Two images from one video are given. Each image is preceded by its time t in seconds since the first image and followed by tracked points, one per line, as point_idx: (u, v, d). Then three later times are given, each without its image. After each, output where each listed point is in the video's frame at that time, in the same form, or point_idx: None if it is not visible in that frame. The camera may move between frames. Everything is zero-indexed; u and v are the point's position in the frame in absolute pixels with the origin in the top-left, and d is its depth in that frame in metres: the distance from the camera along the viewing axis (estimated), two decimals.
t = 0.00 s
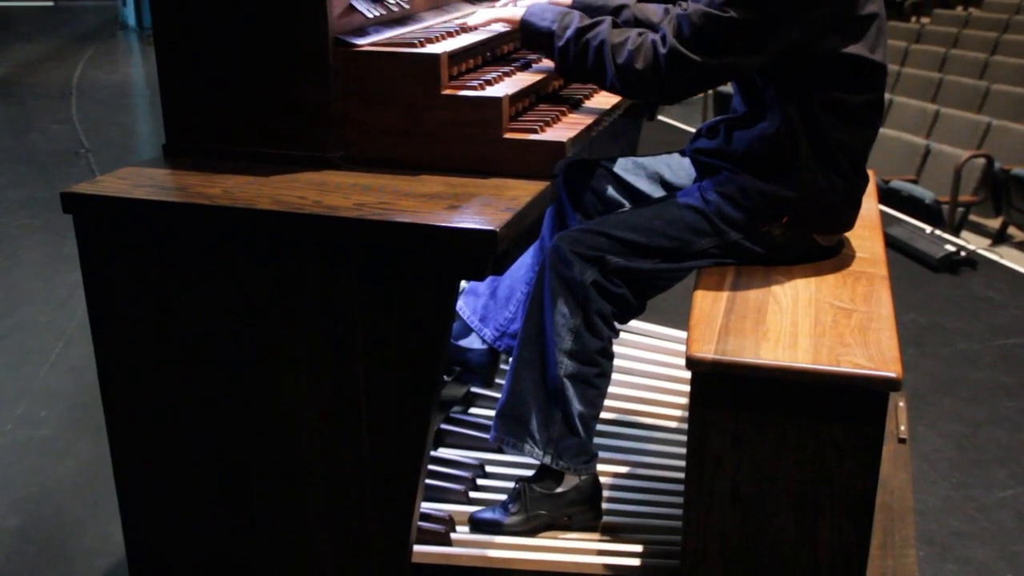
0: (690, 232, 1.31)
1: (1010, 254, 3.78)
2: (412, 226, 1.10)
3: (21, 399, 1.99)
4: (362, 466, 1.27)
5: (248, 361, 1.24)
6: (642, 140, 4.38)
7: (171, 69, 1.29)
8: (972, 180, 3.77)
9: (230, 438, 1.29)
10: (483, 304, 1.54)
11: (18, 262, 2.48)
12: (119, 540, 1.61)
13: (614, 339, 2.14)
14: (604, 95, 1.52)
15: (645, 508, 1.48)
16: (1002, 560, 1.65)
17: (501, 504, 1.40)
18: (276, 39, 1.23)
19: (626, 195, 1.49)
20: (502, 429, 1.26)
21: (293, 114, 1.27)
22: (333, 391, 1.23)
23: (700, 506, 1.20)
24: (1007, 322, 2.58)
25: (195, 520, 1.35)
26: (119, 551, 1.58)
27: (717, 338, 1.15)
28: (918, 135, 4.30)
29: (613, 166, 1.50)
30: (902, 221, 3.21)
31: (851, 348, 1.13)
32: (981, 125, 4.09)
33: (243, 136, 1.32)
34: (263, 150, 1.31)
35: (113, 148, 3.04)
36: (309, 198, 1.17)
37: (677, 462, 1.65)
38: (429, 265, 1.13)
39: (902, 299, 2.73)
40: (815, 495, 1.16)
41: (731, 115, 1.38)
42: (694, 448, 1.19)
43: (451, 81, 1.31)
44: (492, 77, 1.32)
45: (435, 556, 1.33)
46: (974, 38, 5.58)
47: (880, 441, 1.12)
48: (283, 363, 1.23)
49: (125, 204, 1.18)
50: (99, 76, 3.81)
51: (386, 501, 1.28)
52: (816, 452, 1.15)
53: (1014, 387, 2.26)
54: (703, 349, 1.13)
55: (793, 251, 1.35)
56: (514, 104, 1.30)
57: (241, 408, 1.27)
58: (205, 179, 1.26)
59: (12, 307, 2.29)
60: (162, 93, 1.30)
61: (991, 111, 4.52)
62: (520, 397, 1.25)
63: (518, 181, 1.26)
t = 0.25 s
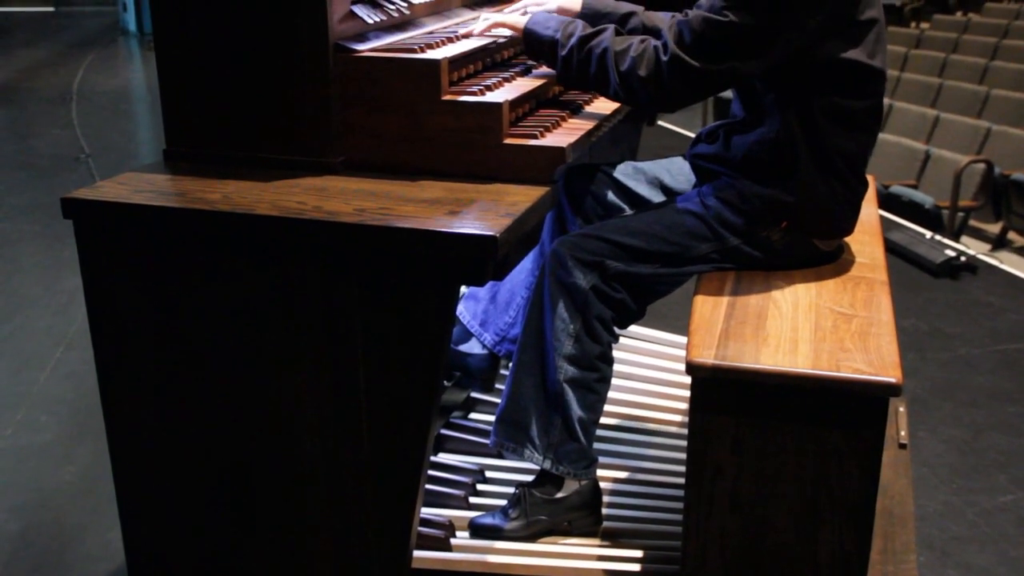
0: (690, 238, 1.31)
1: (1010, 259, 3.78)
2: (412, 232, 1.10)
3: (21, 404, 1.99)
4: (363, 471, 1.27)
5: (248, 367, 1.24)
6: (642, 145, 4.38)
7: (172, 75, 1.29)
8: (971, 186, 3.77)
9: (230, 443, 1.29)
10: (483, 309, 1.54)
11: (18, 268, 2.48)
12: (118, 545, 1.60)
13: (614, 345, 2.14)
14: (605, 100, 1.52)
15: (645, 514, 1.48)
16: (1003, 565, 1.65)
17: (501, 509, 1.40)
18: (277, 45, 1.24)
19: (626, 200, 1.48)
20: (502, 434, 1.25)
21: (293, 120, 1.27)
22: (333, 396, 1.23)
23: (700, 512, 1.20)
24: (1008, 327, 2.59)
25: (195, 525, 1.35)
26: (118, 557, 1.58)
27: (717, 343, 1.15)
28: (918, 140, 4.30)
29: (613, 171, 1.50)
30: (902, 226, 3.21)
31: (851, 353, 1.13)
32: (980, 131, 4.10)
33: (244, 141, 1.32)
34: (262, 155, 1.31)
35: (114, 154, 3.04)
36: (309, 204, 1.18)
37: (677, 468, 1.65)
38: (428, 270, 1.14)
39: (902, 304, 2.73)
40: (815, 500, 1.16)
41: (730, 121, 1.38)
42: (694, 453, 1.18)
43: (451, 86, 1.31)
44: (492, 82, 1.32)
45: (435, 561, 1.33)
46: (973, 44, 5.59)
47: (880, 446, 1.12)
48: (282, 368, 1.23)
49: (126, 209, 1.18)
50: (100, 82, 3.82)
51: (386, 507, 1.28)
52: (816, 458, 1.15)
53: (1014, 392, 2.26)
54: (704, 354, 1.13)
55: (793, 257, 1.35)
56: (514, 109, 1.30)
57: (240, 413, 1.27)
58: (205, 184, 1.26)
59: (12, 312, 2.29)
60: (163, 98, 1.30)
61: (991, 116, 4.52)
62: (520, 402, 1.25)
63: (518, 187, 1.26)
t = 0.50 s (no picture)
0: (690, 243, 1.31)
1: (1009, 264, 3.78)
2: (412, 237, 1.10)
3: (21, 409, 1.99)
4: (362, 477, 1.26)
5: (249, 371, 1.24)
6: (642, 150, 4.39)
7: (172, 80, 1.29)
8: (971, 191, 3.77)
9: (230, 448, 1.29)
10: (483, 315, 1.54)
11: (18, 273, 2.48)
12: (118, 551, 1.60)
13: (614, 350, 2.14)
14: (605, 105, 1.52)
15: (644, 519, 1.48)
16: (1003, 571, 1.65)
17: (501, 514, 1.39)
18: (277, 51, 1.24)
19: (626, 205, 1.49)
20: (502, 439, 1.25)
21: (294, 125, 1.28)
22: (333, 402, 1.23)
23: (699, 517, 1.20)
24: (1007, 332, 2.58)
25: (195, 530, 1.35)
26: (118, 562, 1.58)
27: (717, 348, 1.15)
28: (917, 145, 4.30)
29: (613, 177, 1.50)
30: (902, 231, 3.21)
31: (851, 358, 1.13)
32: (980, 136, 4.10)
33: (244, 147, 1.32)
34: (263, 161, 1.32)
35: (113, 159, 3.04)
36: (310, 209, 1.18)
37: (677, 473, 1.65)
38: (429, 275, 1.14)
39: (902, 309, 2.73)
40: (816, 506, 1.16)
41: (730, 126, 1.39)
42: (694, 459, 1.18)
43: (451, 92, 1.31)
44: (492, 88, 1.33)
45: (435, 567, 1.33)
46: (972, 49, 5.59)
47: (880, 451, 1.12)
48: (283, 374, 1.23)
49: (126, 215, 1.18)
50: (100, 87, 3.82)
51: (386, 512, 1.28)
52: (816, 463, 1.15)
53: (1014, 397, 2.26)
54: (704, 359, 1.13)
55: (793, 262, 1.35)
56: (514, 115, 1.30)
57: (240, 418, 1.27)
58: (205, 190, 1.26)
59: (12, 317, 2.29)
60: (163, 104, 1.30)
61: (990, 121, 4.53)
62: (520, 407, 1.25)
63: (519, 192, 1.26)
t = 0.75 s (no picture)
0: (689, 249, 1.31)
1: (1009, 270, 3.78)
2: (412, 243, 1.10)
3: (20, 415, 1.99)
4: (362, 482, 1.26)
5: (249, 377, 1.24)
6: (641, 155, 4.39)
7: (172, 86, 1.30)
8: (970, 196, 3.77)
9: (230, 454, 1.29)
10: (483, 320, 1.54)
11: (18, 278, 2.48)
12: (117, 556, 1.60)
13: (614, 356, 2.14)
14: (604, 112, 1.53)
15: (644, 525, 1.48)
16: None
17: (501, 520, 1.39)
18: (277, 57, 1.24)
19: (626, 211, 1.48)
20: (502, 445, 1.25)
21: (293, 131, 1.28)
22: (333, 408, 1.23)
23: (699, 523, 1.20)
24: (1007, 337, 2.59)
25: (194, 536, 1.35)
26: (117, 568, 1.57)
27: (717, 354, 1.15)
28: (916, 151, 4.31)
29: (612, 182, 1.50)
30: (901, 236, 3.21)
31: (850, 364, 1.13)
32: (979, 142, 4.10)
33: (244, 153, 1.32)
34: (262, 168, 1.32)
35: (114, 165, 3.04)
36: (309, 215, 1.18)
37: (676, 479, 1.65)
38: (428, 281, 1.14)
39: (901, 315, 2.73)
40: (816, 511, 1.16)
41: (730, 132, 1.39)
42: (694, 464, 1.18)
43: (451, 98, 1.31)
44: (492, 94, 1.33)
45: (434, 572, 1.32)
46: (971, 55, 5.60)
47: (880, 457, 1.12)
48: (283, 380, 1.23)
49: (126, 221, 1.18)
50: (100, 93, 3.82)
51: (385, 518, 1.28)
52: (816, 469, 1.15)
53: (1014, 402, 2.26)
54: (704, 365, 1.13)
55: (792, 268, 1.35)
56: (513, 121, 1.30)
57: (240, 424, 1.27)
58: (205, 196, 1.26)
59: (12, 323, 2.29)
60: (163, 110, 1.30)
61: (989, 127, 4.53)
62: (519, 413, 1.25)
63: (519, 198, 1.26)
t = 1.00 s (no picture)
0: (690, 255, 1.31)
1: (1008, 276, 3.78)
2: (412, 250, 1.10)
3: (20, 421, 1.99)
4: (362, 489, 1.26)
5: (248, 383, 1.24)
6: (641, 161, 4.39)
7: (172, 93, 1.30)
8: (970, 202, 3.77)
9: (229, 460, 1.29)
10: (483, 327, 1.54)
11: (18, 284, 2.48)
12: (116, 562, 1.60)
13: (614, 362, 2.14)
14: (604, 118, 1.53)
15: (644, 532, 1.48)
16: None
17: (501, 526, 1.39)
18: (277, 63, 1.24)
19: (625, 217, 1.48)
20: (502, 451, 1.25)
21: (294, 137, 1.28)
22: (333, 414, 1.23)
23: (699, 529, 1.20)
24: (1007, 344, 2.58)
25: (194, 542, 1.35)
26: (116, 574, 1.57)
27: (717, 360, 1.15)
28: (916, 157, 4.31)
29: (612, 189, 1.50)
30: (901, 242, 3.22)
31: (850, 370, 1.13)
32: (979, 148, 4.10)
33: (244, 160, 1.32)
34: (262, 174, 1.32)
35: (114, 171, 3.05)
36: (309, 222, 1.18)
37: (677, 485, 1.65)
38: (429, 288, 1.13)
39: (901, 321, 2.73)
40: (815, 518, 1.16)
41: (730, 139, 1.39)
42: (694, 470, 1.18)
43: (451, 104, 1.31)
44: (492, 100, 1.33)
45: None
46: (971, 61, 5.61)
47: (879, 463, 1.12)
48: (282, 386, 1.23)
49: (126, 227, 1.18)
50: (101, 99, 3.83)
51: (384, 524, 1.28)
52: (816, 475, 1.15)
53: (1014, 408, 2.26)
54: (703, 371, 1.13)
55: (792, 274, 1.35)
56: (513, 127, 1.30)
57: (239, 430, 1.27)
58: (204, 202, 1.26)
59: (12, 329, 2.29)
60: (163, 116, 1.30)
61: (989, 133, 4.54)
62: (519, 419, 1.25)
63: (519, 205, 1.26)
